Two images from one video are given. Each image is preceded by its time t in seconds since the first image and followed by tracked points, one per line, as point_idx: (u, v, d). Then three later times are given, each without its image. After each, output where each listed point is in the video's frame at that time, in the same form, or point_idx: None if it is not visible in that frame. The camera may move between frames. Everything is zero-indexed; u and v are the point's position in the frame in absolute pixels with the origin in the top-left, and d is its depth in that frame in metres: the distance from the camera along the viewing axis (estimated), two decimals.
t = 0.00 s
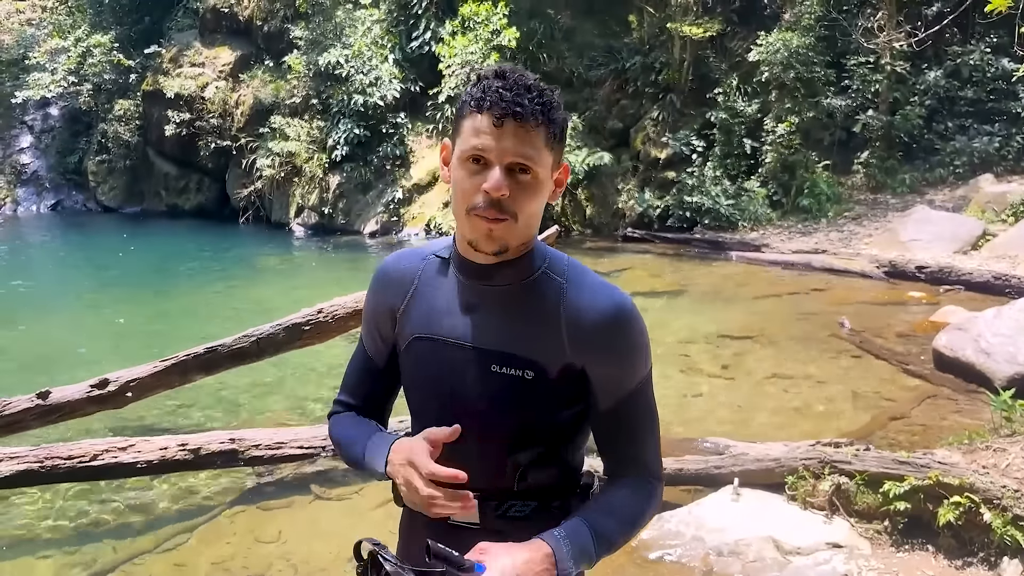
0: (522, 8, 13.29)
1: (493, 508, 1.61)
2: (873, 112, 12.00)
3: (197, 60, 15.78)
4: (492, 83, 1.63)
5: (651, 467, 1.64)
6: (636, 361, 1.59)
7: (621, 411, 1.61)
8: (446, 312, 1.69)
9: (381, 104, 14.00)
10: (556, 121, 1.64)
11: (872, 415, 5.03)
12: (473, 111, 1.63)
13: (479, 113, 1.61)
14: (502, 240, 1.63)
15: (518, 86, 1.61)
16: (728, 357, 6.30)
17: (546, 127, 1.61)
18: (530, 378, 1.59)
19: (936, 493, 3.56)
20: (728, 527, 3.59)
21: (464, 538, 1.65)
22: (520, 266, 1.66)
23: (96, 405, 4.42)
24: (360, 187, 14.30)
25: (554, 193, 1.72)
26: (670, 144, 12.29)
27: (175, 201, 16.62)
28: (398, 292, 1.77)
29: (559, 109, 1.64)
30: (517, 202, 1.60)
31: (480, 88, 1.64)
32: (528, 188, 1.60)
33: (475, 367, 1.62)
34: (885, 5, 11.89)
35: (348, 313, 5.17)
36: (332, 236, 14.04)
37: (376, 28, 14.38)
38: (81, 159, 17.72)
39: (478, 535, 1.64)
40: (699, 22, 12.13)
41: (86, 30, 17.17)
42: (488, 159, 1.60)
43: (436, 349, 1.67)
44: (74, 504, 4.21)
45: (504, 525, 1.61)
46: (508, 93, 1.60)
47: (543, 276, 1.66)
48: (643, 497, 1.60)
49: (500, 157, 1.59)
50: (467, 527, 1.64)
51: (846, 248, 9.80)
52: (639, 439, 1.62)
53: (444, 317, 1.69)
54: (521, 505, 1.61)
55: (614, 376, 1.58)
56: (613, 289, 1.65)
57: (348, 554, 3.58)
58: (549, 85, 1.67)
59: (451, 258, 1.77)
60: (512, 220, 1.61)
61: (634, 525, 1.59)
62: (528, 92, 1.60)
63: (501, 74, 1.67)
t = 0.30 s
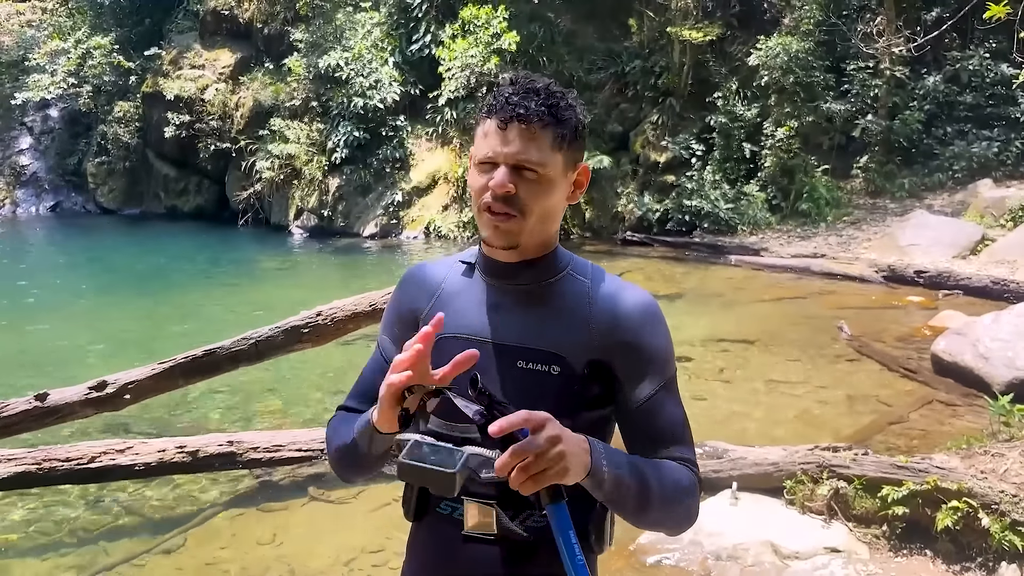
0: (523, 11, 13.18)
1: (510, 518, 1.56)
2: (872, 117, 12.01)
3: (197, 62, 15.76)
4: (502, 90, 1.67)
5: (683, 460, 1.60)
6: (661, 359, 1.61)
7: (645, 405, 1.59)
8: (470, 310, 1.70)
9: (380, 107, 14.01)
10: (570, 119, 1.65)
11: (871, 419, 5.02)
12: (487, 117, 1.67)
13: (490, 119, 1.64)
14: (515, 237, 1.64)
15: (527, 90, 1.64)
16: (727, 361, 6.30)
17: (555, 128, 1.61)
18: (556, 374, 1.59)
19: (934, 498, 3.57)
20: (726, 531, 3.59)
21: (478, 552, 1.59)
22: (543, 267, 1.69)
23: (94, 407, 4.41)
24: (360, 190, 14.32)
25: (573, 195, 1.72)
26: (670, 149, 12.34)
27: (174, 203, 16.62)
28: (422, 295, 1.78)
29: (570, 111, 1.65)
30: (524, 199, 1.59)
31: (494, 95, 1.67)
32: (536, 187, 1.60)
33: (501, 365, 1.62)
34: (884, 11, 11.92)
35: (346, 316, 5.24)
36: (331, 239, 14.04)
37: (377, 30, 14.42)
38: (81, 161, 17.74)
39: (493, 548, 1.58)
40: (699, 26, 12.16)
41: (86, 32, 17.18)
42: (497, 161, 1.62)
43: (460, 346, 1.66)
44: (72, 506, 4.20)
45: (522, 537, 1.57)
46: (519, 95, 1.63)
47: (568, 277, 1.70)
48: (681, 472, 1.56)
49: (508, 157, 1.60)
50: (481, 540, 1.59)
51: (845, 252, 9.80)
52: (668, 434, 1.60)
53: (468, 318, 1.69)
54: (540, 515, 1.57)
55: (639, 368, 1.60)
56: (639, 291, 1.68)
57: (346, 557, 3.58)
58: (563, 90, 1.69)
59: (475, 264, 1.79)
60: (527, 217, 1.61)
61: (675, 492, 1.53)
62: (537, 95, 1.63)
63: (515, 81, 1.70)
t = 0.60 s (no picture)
0: (521, 14, 13.33)
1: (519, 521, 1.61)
2: (870, 121, 12.03)
3: (196, 63, 15.76)
4: (527, 87, 1.70)
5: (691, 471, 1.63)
6: (672, 368, 1.63)
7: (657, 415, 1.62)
8: (483, 311, 1.73)
9: (379, 109, 14.03)
10: (591, 122, 1.69)
11: (868, 422, 5.03)
12: (511, 115, 1.70)
13: (516, 114, 1.68)
14: (537, 236, 1.66)
15: (553, 89, 1.68)
16: (724, 363, 6.30)
17: (581, 128, 1.66)
18: (570, 378, 1.61)
19: (931, 502, 3.56)
20: (723, 534, 3.59)
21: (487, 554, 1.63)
22: (558, 271, 1.72)
23: (90, 408, 4.39)
24: (358, 192, 14.32)
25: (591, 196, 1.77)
26: (668, 151, 12.31)
27: (171, 204, 16.61)
28: (432, 295, 1.80)
29: (593, 113, 1.70)
30: (550, 196, 1.63)
31: (518, 92, 1.70)
32: (562, 183, 1.64)
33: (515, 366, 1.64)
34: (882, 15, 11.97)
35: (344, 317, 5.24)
36: (329, 240, 14.03)
37: (375, 32, 14.44)
38: (78, 162, 17.72)
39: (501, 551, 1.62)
40: (697, 29, 12.18)
41: (85, 33, 17.18)
42: (523, 156, 1.66)
43: (473, 347, 1.69)
44: (68, 507, 4.19)
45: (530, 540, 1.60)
46: (543, 95, 1.66)
47: (583, 282, 1.73)
48: (694, 489, 1.60)
49: (535, 155, 1.64)
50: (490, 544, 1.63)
51: (843, 256, 9.82)
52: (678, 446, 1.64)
53: (482, 319, 1.72)
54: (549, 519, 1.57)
55: (650, 376, 1.62)
56: (652, 299, 1.71)
57: (342, 559, 3.57)
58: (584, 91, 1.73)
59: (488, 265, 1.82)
60: (550, 215, 1.65)
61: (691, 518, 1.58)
62: (564, 94, 1.67)
63: (539, 80, 1.74)
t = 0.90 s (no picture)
0: (519, 16, 13.43)
1: (518, 523, 1.56)
2: (866, 124, 12.04)
3: (193, 64, 15.75)
4: (536, 95, 1.68)
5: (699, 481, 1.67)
6: (679, 383, 1.63)
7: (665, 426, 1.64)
8: (486, 318, 1.71)
9: (376, 110, 14.04)
10: (600, 131, 1.67)
11: (864, 426, 5.02)
12: (519, 122, 1.68)
13: (524, 123, 1.66)
14: (543, 250, 1.65)
15: (563, 97, 1.65)
16: (721, 366, 6.30)
17: (590, 138, 1.64)
18: (575, 390, 1.58)
19: (928, 505, 3.55)
20: (720, 537, 3.59)
21: (486, 554, 1.58)
22: (563, 282, 1.70)
23: (87, 408, 4.36)
24: (355, 193, 14.31)
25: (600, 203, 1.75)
26: (665, 154, 12.32)
27: (168, 205, 16.59)
28: (435, 302, 1.79)
29: (603, 122, 1.68)
30: (558, 209, 1.62)
31: (526, 99, 1.68)
32: (570, 197, 1.63)
33: (517, 376, 1.62)
34: (879, 19, 12.00)
35: (342, 318, 5.23)
36: (325, 241, 14.01)
37: (373, 34, 14.48)
38: (75, 162, 17.71)
39: (499, 551, 1.57)
40: (695, 32, 12.19)
41: (81, 33, 17.16)
42: (531, 168, 1.64)
43: (475, 354, 1.67)
44: (62, 508, 4.16)
45: (528, 542, 1.55)
46: (552, 104, 1.64)
47: (588, 293, 1.70)
48: (703, 500, 1.64)
49: (542, 166, 1.63)
50: (488, 543, 1.59)
51: (839, 259, 9.82)
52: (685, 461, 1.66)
53: (485, 328, 1.70)
54: (547, 522, 1.56)
55: (658, 391, 1.61)
56: (660, 313, 1.69)
57: (338, 561, 3.55)
58: (593, 98, 1.71)
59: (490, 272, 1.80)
60: (556, 228, 1.64)
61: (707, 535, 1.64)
62: (573, 103, 1.65)
63: (548, 86, 1.71)
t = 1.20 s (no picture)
0: (516, 17, 13.46)
1: (515, 519, 1.56)
2: (863, 127, 12.04)
3: (190, 64, 15.74)
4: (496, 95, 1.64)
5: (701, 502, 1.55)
6: (678, 389, 1.52)
7: (661, 436, 1.54)
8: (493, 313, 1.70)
9: (373, 111, 14.05)
10: (554, 118, 1.54)
11: (861, 427, 5.03)
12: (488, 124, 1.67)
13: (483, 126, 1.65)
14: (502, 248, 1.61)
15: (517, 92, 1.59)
16: (718, 367, 6.31)
17: (530, 125, 1.55)
18: (568, 387, 1.55)
19: (923, 506, 3.54)
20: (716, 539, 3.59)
21: (485, 548, 1.59)
22: (562, 278, 1.64)
23: (83, 408, 4.37)
24: (352, 194, 14.31)
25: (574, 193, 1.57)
26: (662, 156, 12.35)
27: (164, 205, 16.57)
28: (448, 296, 1.79)
29: (553, 105, 1.55)
30: (501, 205, 1.57)
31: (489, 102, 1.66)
32: (506, 189, 1.56)
33: (514, 371, 1.60)
34: (876, 21, 12.04)
35: (339, 319, 5.20)
36: (322, 242, 14.00)
37: (370, 35, 14.43)
38: (71, 161, 17.69)
39: (497, 545, 1.58)
40: (692, 34, 12.22)
41: (78, 32, 17.15)
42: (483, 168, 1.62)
43: (479, 349, 1.66)
44: (58, 508, 4.15)
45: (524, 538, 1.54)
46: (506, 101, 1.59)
47: (588, 290, 1.64)
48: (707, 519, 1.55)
49: (488, 164, 1.59)
50: (488, 536, 1.59)
51: (835, 261, 9.84)
52: (686, 479, 1.53)
53: (489, 320, 1.69)
54: (544, 519, 1.54)
55: (651, 396, 1.52)
56: (664, 315, 1.59)
57: (334, 561, 3.54)
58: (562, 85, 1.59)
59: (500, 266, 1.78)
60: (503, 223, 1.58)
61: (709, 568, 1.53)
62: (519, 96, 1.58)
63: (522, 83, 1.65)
